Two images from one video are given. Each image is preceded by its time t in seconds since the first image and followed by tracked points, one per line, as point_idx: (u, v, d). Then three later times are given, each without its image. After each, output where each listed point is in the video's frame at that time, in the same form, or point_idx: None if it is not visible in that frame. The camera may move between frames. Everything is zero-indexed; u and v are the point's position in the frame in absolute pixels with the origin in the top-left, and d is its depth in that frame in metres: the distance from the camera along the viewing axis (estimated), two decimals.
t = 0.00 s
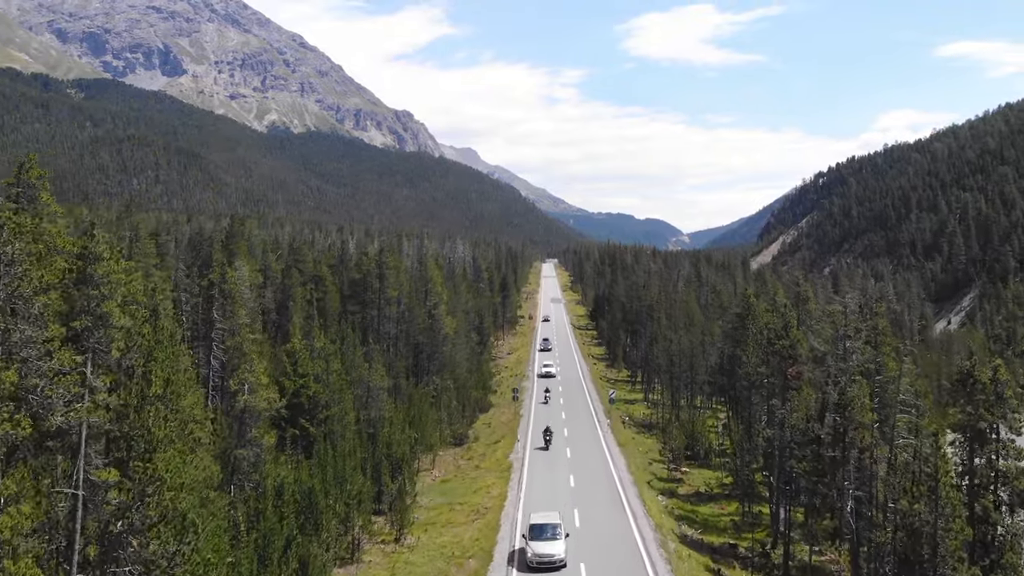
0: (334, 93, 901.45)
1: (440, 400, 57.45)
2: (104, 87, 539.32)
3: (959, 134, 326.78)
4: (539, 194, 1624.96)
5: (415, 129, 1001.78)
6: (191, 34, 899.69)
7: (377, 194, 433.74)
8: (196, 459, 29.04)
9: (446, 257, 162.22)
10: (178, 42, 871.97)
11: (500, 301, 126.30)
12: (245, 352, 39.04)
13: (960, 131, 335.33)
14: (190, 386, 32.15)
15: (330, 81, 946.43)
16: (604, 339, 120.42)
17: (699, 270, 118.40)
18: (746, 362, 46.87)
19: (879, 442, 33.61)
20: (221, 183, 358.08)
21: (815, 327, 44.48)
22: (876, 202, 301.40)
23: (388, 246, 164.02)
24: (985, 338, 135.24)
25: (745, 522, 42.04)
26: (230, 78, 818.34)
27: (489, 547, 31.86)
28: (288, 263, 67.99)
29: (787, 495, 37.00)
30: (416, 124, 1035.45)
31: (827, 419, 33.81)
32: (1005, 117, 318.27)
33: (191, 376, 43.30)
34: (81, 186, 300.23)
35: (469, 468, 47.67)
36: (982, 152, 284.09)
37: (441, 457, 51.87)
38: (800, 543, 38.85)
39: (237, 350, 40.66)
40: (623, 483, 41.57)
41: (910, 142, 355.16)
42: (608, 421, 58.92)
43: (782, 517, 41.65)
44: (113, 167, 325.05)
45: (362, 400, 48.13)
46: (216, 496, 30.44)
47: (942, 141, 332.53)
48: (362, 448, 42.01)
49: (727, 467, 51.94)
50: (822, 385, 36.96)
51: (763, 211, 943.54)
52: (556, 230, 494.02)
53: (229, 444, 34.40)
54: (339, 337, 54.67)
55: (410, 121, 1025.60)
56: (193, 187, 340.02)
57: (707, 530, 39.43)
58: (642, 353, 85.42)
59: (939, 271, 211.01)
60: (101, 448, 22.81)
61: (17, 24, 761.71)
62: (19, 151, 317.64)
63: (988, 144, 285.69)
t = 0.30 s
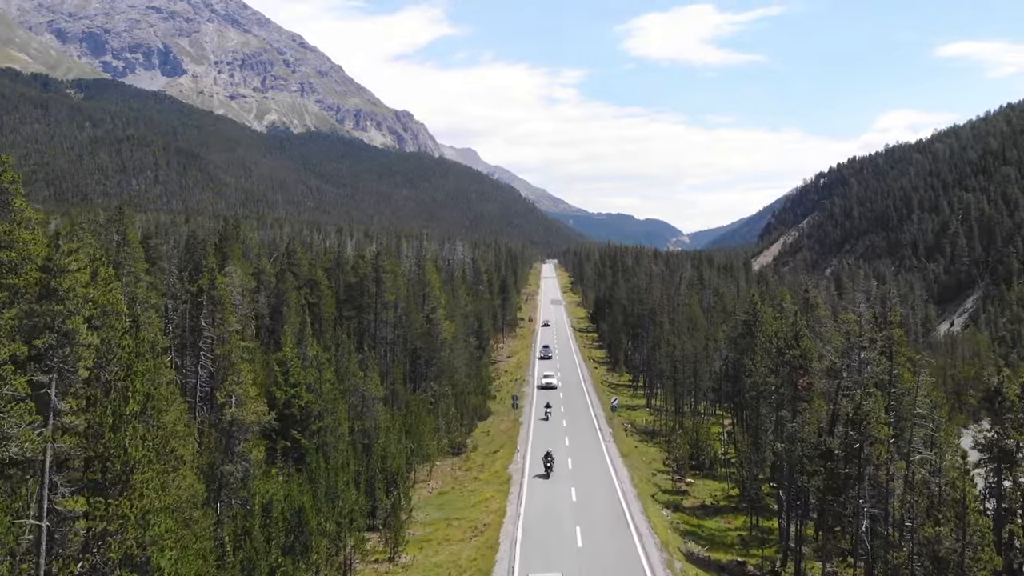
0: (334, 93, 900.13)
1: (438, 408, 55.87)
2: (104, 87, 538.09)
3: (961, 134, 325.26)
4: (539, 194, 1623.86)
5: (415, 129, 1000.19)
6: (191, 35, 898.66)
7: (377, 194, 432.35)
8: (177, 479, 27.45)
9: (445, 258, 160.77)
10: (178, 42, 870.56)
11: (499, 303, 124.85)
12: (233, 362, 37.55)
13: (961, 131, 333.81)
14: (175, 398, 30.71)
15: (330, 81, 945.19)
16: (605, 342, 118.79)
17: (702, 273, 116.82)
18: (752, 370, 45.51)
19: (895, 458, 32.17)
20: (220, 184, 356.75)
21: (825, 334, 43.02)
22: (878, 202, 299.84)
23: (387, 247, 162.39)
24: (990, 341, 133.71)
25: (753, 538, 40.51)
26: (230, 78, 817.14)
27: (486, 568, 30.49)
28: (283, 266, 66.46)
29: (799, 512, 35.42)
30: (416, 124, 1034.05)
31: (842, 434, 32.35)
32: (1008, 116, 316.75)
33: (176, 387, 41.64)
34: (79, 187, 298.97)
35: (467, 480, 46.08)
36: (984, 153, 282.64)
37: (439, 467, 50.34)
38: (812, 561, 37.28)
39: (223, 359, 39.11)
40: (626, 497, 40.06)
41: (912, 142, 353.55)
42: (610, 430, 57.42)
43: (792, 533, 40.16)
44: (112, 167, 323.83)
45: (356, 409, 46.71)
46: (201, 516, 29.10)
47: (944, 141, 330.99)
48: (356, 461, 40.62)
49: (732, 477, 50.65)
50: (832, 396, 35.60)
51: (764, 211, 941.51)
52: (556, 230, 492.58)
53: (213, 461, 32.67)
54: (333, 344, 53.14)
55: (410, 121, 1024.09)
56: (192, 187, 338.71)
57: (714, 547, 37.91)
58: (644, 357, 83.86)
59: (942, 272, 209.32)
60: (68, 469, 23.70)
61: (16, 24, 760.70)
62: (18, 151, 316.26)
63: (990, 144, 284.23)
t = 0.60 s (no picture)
0: (334, 94, 899.14)
1: (435, 416, 54.35)
2: (103, 87, 537.37)
3: (963, 135, 323.85)
4: (539, 194, 1624.09)
5: (414, 129, 998.74)
6: (191, 35, 898.10)
7: (377, 195, 431.27)
8: (157, 503, 25.82)
9: (444, 261, 159.48)
10: (178, 43, 868.95)
11: (499, 306, 123.59)
12: (221, 374, 36.07)
13: (963, 132, 332.50)
14: (157, 414, 29.14)
15: (330, 82, 944.11)
16: (605, 345, 117.43)
17: (704, 276, 115.34)
18: (760, 380, 44.02)
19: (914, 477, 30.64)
20: (220, 184, 355.67)
21: (835, 342, 41.59)
22: (879, 203, 298.33)
23: (386, 250, 160.97)
24: (994, 343, 132.18)
25: (762, 555, 38.97)
26: (230, 78, 816.37)
27: None
28: (278, 270, 64.96)
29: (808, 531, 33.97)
30: (416, 124, 1033.45)
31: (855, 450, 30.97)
32: (1009, 117, 315.29)
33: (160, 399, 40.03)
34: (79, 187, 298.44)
35: (465, 492, 44.55)
36: (986, 153, 281.18)
37: (436, 478, 48.91)
38: None
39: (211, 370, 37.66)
40: (630, 512, 38.54)
41: (913, 142, 352.27)
42: (612, 438, 55.99)
43: (802, 551, 38.58)
44: (111, 167, 322.92)
45: (350, 419, 45.24)
46: (183, 538, 27.75)
47: (945, 142, 329.65)
48: (350, 475, 39.36)
49: (738, 488, 49.25)
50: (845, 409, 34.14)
51: (764, 211, 939.95)
52: (556, 231, 491.28)
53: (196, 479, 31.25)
54: (328, 352, 51.68)
55: (410, 122, 1023.48)
56: (192, 188, 337.68)
57: (722, 565, 36.32)
58: (646, 361, 82.39)
59: (944, 273, 207.89)
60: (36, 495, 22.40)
61: (16, 24, 760.55)
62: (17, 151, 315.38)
63: (991, 145, 282.78)
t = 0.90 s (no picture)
0: (334, 94, 897.78)
1: (432, 425, 52.94)
2: (103, 87, 536.09)
3: (964, 135, 322.24)
4: (539, 194, 1622.50)
5: (414, 130, 997.33)
6: (190, 35, 896.68)
7: (376, 195, 429.73)
8: (136, 529, 24.60)
9: (443, 263, 158.01)
10: (178, 43, 867.53)
11: (499, 308, 122.26)
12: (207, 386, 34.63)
13: (964, 133, 331.26)
14: (138, 432, 27.80)
15: (330, 82, 942.83)
16: (606, 348, 115.93)
17: (707, 279, 113.96)
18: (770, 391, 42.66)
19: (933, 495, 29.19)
20: (219, 184, 354.35)
21: (848, 352, 40.11)
22: (880, 204, 296.91)
23: (385, 252, 159.41)
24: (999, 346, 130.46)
25: (771, 573, 37.50)
26: (229, 79, 815.08)
27: None
28: (271, 274, 63.46)
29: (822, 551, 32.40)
30: (416, 125, 1032.23)
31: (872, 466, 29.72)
32: (1011, 117, 313.56)
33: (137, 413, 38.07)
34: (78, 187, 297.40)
35: (463, 505, 43.08)
36: (988, 153, 279.61)
37: (433, 490, 47.41)
38: None
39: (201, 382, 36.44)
40: (634, 528, 37.12)
41: (914, 143, 351.11)
42: (615, 447, 54.55)
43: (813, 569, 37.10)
44: (110, 168, 321.73)
45: (345, 429, 43.94)
46: (163, 564, 26.34)
47: (946, 142, 328.54)
48: (343, 489, 37.92)
49: (745, 501, 47.79)
50: (862, 423, 32.84)
51: (765, 212, 938.14)
52: (556, 231, 489.86)
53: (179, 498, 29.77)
54: (322, 360, 50.30)
55: (410, 123, 1022.27)
56: (191, 188, 336.42)
57: None
58: (648, 366, 81.03)
59: (947, 274, 206.52)
60: (2, 519, 21.11)
61: (16, 24, 759.56)
62: (16, 151, 314.24)
63: (993, 145, 281.12)
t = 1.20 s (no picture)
0: (333, 94, 896.16)
1: (429, 434, 51.43)
2: (102, 87, 534.68)
3: (964, 136, 320.56)
4: (538, 195, 1620.44)
5: (414, 130, 995.65)
6: (190, 35, 895.16)
7: (376, 196, 428.23)
8: (110, 556, 23.52)
9: (442, 265, 156.49)
10: (178, 43, 866.35)
11: (498, 310, 120.75)
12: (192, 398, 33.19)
13: (965, 133, 329.70)
14: (113, 452, 26.36)
15: (329, 82, 941.42)
16: (607, 351, 114.45)
17: (709, 281, 112.40)
18: (779, 402, 41.14)
19: (951, 517, 27.81)
20: (218, 185, 352.94)
21: (860, 361, 38.56)
22: (882, 205, 295.20)
23: (384, 254, 157.95)
24: (1004, 349, 128.70)
25: None
26: (229, 79, 813.57)
27: None
28: (265, 279, 62.00)
29: None
30: (416, 125, 1030.67)
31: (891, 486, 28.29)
32: (1012, 118, 311.90)
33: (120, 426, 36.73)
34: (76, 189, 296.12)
35: (461, 520, 41.58)
36: (990, 154, 278.14)
37: (430, 502, 45.94)
38: None
39: (186, 395, 35.08)
40: (638, 545, 35.61)
41: (914, 144, 349.61)
42: (617, 457, 53.05)
43: None
44: (109, 169, 320.34)
45: (337, 441, 42.48)
46: None
47: (948, 143, 326.96)
48: (336, 503, 36.57)
49: (753, 514, 46.30)
50: (877, 437, 31.42)
51: (765, 212, 935.75)
52: (557, 232, 488.38)
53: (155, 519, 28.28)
54: (316, 368, 48.87)
55: (410, 123, 1021.19)
56: (190, 188, 335.00)
57: None
58: (650, 371, 79.58)
59: (949, 276, 205.15)
60: None
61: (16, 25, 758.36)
62: (15, 151, 312.89)
63: (995, 146, 279.46)
